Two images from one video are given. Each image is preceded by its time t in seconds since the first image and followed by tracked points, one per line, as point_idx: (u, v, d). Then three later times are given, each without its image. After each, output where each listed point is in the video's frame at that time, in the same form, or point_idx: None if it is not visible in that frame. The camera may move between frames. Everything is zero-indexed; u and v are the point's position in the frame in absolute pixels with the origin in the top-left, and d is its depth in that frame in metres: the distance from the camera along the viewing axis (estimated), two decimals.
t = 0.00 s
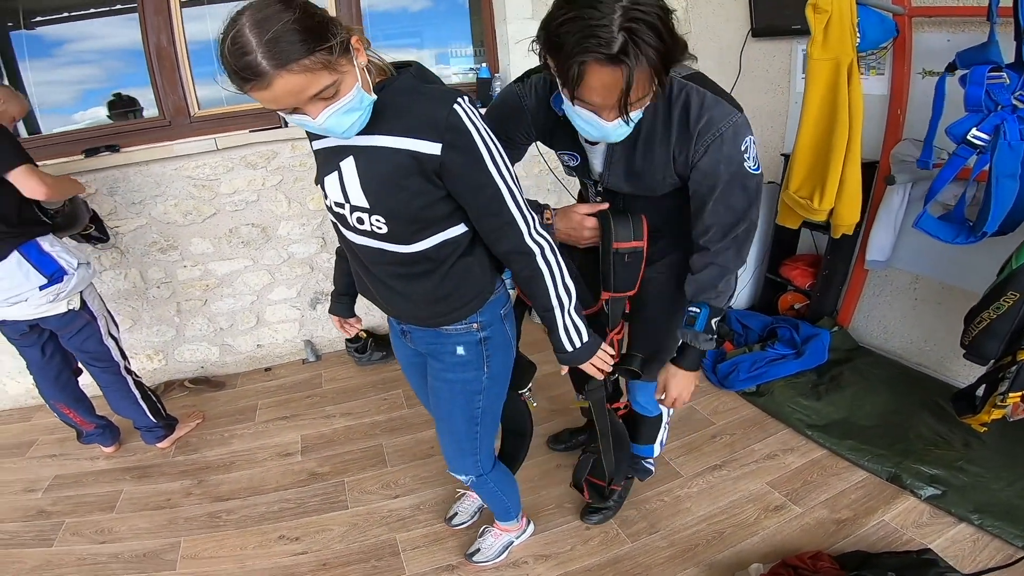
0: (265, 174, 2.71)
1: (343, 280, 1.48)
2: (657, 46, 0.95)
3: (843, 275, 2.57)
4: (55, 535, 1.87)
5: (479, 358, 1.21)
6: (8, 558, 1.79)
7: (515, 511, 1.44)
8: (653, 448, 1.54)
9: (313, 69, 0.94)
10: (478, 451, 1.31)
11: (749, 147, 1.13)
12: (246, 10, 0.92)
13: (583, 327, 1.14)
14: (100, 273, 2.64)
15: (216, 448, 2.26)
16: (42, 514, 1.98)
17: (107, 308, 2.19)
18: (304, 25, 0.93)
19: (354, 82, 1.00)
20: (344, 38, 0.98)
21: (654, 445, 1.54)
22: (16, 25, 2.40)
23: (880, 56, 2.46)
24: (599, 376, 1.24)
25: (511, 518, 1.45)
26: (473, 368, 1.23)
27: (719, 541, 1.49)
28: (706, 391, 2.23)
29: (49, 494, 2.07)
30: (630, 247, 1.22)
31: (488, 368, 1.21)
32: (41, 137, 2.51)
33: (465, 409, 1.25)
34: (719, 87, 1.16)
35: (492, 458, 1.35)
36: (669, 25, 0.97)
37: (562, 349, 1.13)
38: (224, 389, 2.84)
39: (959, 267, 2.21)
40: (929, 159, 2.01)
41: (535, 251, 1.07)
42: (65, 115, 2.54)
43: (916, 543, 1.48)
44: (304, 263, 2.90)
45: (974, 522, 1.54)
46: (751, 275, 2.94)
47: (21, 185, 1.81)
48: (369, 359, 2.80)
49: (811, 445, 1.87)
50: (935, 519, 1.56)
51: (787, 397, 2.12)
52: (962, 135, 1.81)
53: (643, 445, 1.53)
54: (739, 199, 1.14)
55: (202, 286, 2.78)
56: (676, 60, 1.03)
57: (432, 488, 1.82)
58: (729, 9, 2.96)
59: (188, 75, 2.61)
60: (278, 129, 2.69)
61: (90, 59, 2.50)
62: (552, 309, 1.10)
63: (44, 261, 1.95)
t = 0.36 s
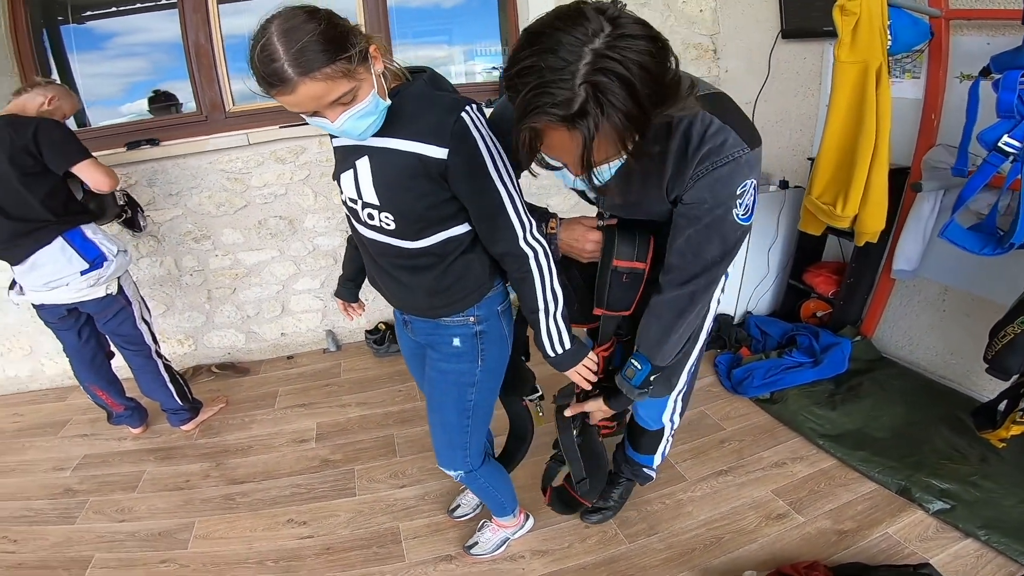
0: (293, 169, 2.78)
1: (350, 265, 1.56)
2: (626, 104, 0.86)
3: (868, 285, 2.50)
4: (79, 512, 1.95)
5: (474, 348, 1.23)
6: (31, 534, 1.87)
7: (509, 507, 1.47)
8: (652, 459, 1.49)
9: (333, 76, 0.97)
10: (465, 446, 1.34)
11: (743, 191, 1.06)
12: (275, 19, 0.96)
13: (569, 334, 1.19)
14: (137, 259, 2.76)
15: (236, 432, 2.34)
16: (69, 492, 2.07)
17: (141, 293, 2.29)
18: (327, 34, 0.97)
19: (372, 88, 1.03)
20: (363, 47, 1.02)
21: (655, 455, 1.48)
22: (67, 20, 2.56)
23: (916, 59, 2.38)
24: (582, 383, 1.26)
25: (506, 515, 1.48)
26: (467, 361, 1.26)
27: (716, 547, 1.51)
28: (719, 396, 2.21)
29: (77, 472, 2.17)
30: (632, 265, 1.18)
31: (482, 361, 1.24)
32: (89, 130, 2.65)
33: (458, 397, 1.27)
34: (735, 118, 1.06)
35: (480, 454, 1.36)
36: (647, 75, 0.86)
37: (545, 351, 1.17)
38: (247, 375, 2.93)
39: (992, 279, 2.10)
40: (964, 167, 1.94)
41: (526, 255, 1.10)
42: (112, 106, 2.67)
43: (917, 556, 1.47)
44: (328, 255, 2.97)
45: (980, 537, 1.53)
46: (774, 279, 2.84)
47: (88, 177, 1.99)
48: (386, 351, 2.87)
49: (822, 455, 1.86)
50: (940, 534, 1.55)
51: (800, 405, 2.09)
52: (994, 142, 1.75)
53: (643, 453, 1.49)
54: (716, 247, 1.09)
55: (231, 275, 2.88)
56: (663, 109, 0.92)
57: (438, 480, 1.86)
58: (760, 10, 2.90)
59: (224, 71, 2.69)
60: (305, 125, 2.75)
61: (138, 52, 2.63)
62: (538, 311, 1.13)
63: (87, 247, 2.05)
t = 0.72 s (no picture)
0: (325, 164, 2.86)
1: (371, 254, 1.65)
2: (550, 152, 0.79)
3: (898, 293, 2.43)
4: (108, 489, 2.06)
5: (480, 329, 1.26)
6: (62, 511, 1.96)
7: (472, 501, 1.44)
8: (657, 462, 1.51)
9: (366, 86, 1.03)
10: (419, 436, 1.28)
11: (710, 222, 0.98)
12: (314, 33, 1.04)
13: (577, 329, 1.24)
14: (178, 247, 2.89)
15: (261, 416, 2.43)
16: (102, 470, 2.18)
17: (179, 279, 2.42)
18: (360, 48, 1.04)
19: (399, 97, 1.07)
20: (393, 60, 1.09)
21: (659, 458, 1.51)
22: (119, 15, 2.70)
23: (955, 63, 2.31)
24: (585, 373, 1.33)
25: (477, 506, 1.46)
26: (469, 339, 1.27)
27: (718, 549, 1.53)
28: (735, 401, 2.20)
29: (111, 451, 2.29)
30: (629, 268, 1.22)
31: (485, 340, 1.25)
32: (137, 122, 2.78)
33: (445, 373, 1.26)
34: (706, 138, 0.96)
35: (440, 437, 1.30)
36: (573, 122, 0.78)
37: (555, 346, 1.24)
38: (275, 361, 3.02)
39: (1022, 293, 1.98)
40: (996, 173, 1.89)
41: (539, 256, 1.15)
42: (158, 99, 2.80)
43: (923, 568, 1.47)
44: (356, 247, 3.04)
45: (988, 550, 1.51)
46: (799, 286, 2.78)
47: (134, 168, 2.08)
48: (408, 342, 2.95)
49: (835, 463, 1.85)
50: (949, 547, 1.53)
51: (818, 413, 2.06)
52: None
53: (648, 456, 1.51)
54: (682, 276, 1.03)
55: (264, 264, 2.98)
56: (603, 151, 0.84)
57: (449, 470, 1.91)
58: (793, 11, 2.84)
59: (261, 69, 2.79)
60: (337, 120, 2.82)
61: (183, 46, 2.75)
62: (549, 309, 1.19)
63: (133, 233, 2.16)
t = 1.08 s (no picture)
0: (340, 161, 2.90)
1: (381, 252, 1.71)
2: (509, 161, 0.81)
3: (913, 297, 2.39)
4: (123, 477, 2.12)
5: (474, 310, 1.29)
6: (76, 498, 2.01)
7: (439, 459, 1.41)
8: (658, 461, 1.53)
9: (366, 81, 1.07)
10: (392, 407, 1.28)
11: (688, 221, 0.96)
12: (318, 29, 1.08)
13: (579, 319, 1.28)
14: (198, 240, 2.96)
15: (273, 408, 2.48)
16: (118, 458, 2.24)
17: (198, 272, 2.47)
18: (361, 44, 1.07)
19: (399, 93, 1.11)
20: (393, 57, 1.12)
21: (659, 457, 1.52)
22: (144, 13, 2.79)
23: (976, 64, 2.26)
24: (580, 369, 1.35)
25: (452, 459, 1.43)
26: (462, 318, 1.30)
27: (719, 549, 1.54)
28: (742, 402, 2.19)
29: (127, 440, 2.36)
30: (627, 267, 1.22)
31: (477, 318, 1.28)
32: (161, 118, 2.85)
33: (432, 344, 1.29)
34: (682, 139, 0.95)
35: (418, 407, 1.31)
36: (528, 129, 0.80)
37: (555, 334, 1.29)
38: (288, 354, 3.08)
39: None
40: (1010, 176, 1.86)
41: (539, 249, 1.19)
42: (183, 95, 2.87)
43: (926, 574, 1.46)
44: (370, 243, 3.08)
45: (992, 557, 1.49)
46: (811, 289, 2.76)
47: (155, 163, 2.13)
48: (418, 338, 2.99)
49: (841, 467, 1.84)
50: (953, 552, 1.52)
51: (826, 416, 2.05)
52: None
53: (648, 454, 1.53)
54: (667, 275, 1.02)
55: (280, 258, 3.04)
56: (565, 155, 0.85)
57: (455, 465, 1.94)
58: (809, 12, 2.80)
59: (281, 65, 2.83)
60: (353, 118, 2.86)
61: (206, 44, 2.82)
62: (551, 301, 1.24)
63: (154, 227, 2.22)
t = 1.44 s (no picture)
0: (353, 162, 2.93)
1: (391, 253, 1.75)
2: (486, 161, 0.82)
3: (924, 306, 2.37)
4: (134, 471, 2.15)
5: (479, 311, 1.30)
6: (87, 492, 2.06)
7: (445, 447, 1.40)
8: (660, 465, 1.53)
9: (369, 87, 1.12)
10: (399, 406, 1.29)
11: (680, 221, 0.96)
12: (324, 38, 1.13)
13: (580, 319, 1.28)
14: (212, 238, 3.01)
15: (282, 405, 2.52)
16: (129, 452, 2.29)
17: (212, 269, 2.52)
18: (365, 52, 1.12)
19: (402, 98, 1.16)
20: (396, 63, 1.17)
21: (661, 462, 1.53)
22: (163, 12, 2.85)
23: (992, 70, 2.23)
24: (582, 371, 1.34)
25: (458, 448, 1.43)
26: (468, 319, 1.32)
27: (719, 554, 1.54)
28: (748, 408, 2.18)
29: (139, 434, 2.40)
30: (622, 263, 1.25)
31: (482, 319, 1.29)
32: (179, 118, 2.90)
33: (439, 345, 1.30)
34: (667, 140, 0.96)
35: (424, 406, 1.32)
36: (502, 130, 0.81)
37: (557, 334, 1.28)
38: (298, 352, 3.11)
39: None
40: None
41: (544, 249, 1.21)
42: (200, 94, 2.92)
43: None
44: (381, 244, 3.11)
45: (994, 566, 1.48)
46: (821, 296, 2.74)
47: (172, 164, 2.18)
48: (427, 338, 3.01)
49: (846, 474, 1.83)
50: (955, 561, 1.51)
51: (832, 423, 2.04)
52: None
53: (650, 458, 1.53)
54: (672, 277, 1.03)
55: (292, 257, 3.07)
56: (540, 154, 0.86)
57: (459, 464, 1.96)
58: (824, 17, 2.77)
59: (296, 66, 2.87)
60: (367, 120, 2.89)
61: (223, 43, 2.87)
62: (552, 299, 1.24)
63: (171, 225, 2.26)
